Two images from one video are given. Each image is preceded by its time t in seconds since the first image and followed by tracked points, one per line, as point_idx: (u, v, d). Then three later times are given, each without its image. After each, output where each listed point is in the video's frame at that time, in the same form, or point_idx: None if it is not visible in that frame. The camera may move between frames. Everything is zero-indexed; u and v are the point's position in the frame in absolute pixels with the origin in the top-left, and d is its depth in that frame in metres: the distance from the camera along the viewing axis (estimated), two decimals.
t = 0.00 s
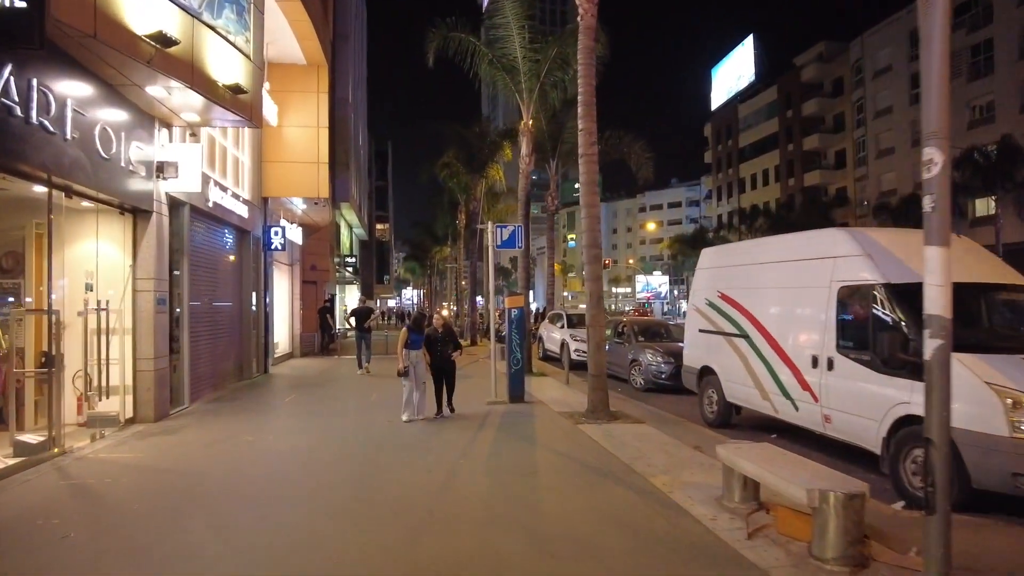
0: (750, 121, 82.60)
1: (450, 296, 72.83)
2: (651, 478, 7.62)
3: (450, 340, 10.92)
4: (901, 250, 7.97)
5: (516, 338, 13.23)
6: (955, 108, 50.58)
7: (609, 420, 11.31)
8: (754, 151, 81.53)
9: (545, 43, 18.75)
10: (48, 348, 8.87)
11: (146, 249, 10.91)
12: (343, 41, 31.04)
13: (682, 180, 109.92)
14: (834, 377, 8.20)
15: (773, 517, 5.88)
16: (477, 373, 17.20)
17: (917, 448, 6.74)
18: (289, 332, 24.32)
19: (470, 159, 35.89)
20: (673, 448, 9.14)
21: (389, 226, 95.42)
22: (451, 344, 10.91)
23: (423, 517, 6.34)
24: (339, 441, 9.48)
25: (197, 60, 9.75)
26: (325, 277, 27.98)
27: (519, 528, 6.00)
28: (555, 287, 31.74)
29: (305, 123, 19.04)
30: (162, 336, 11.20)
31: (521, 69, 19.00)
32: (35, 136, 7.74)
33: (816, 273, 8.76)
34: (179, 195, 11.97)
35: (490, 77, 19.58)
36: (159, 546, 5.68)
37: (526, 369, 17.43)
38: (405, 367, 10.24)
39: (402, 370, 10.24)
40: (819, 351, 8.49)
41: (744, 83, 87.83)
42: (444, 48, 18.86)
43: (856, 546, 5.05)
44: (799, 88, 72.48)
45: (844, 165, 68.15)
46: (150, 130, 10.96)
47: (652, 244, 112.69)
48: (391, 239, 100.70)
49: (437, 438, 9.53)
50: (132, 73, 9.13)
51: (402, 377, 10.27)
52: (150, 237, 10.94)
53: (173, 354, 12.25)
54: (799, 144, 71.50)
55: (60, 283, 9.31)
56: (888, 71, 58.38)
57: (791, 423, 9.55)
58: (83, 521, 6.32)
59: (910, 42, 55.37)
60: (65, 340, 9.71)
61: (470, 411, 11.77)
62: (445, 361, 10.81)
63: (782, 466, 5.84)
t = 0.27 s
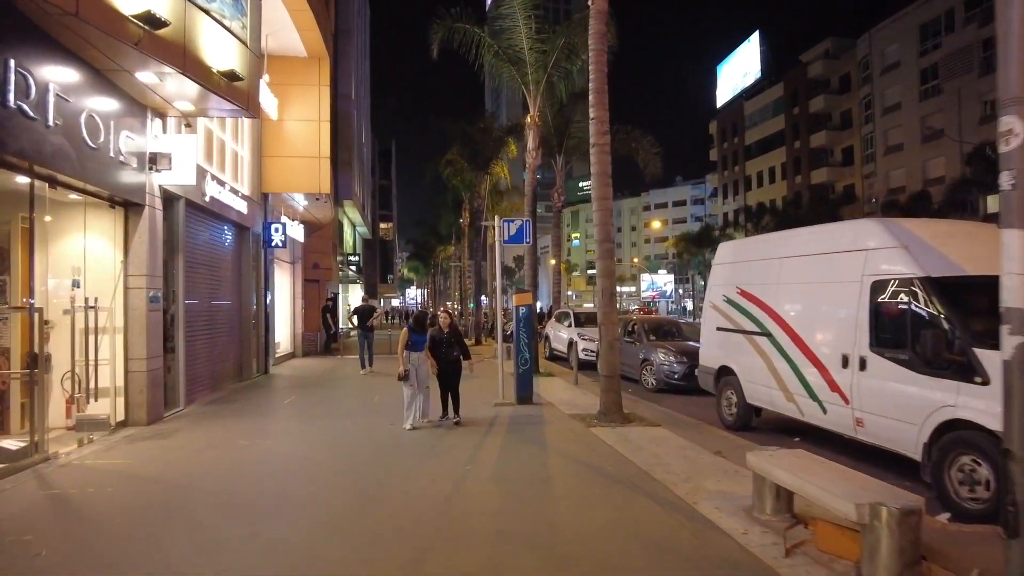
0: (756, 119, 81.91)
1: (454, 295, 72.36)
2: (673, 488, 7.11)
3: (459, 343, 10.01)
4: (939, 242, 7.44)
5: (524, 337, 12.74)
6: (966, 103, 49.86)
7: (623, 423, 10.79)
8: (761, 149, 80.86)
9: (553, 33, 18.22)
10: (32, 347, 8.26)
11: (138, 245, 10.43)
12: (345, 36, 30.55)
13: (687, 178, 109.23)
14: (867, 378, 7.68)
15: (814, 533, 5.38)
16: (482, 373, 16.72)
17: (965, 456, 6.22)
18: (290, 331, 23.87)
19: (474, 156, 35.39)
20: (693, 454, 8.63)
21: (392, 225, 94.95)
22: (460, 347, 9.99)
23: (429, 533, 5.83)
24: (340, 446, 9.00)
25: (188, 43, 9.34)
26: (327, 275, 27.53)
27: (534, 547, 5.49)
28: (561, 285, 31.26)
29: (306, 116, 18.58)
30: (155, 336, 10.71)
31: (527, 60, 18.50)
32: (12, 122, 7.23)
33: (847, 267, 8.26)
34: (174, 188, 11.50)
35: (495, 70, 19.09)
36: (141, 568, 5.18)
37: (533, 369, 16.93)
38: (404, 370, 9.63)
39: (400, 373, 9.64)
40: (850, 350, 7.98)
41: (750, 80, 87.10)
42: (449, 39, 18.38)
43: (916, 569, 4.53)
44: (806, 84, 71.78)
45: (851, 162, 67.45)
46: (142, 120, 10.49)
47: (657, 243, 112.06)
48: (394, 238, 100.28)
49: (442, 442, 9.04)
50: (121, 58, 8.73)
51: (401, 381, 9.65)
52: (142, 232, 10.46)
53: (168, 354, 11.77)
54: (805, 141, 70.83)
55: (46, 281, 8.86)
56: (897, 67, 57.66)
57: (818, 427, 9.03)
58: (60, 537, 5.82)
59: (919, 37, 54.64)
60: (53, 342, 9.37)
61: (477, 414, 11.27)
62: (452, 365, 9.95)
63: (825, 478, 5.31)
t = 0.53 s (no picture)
0: (760, 117, 81.38)
1: (456, 295, 71.88)
2: (701, 506, 6.64)
3: (468, 349, 9.32)
4: (983, 241, 6.96)
5: (533, 341, 12.40)
6: (974, 100, 49.30)
7: (638, 432, 10.32)
8: (764, 147, 80.32)
9: (560, 28, 17.72)
10: (13, 354, 7.71)
11: (130, 246, 9.94)
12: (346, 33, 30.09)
13: (690, 177, 108.74)
14: (903, 387, 7.22)
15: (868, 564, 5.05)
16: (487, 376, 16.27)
17: (1019, 474, 5.77)
18: (291, 333, 23.42)
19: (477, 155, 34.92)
20: (716, 467, 8.14)
21: (394, 224, 94.61)
22: (469, 354, 9.29)
23: (441, 560, 5.35)
24: (342, 459, 8.53)
25: (181, 34, 8.85)
26: (328, 276, 27.09)
27: None
28: (565, 286, 30.79)
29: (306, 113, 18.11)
30: (149, 341, 10.21)
31: (533, 55, 18.00)
32: None
33: (880, 269, 7.81)
34: (168, 185, 11.03)
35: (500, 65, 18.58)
36: None
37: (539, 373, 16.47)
38: (404, 376, 9.16)
39: (400, 380, 9.17)
40: (885, 357, 7.51)
41: (754, 78, 86.53)
42: (453, 35, 17.89)
43: None
44: (810, 82, 71.22)
45: (856, 161, 66.90)
46: (134, 117, 10.01)
47: (660, 242, 111.54)
48: (396, 238, 99.90)
49: (450, 455, 8.56)
50: (111, 49, 8.24)
51: (401, 389, 9.15)
52: (134, 233, 9.97)
53: (162, 360, 11.30)
54: (810, 140, 70.31)
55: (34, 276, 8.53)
56: (903, 64, 57.09)
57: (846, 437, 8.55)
58: (38, 563, 5.35)
59: (926, 33, 54.07)
60: (38, 348, 8.99)
61: (485, 422, 10.83)
62: (460, 374, 9.29)
63: (878, 504, 4.85)
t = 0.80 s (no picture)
0: (767, 118, 80.78)
1: (461, 296, 71.46)
2: (739, 520, 6.18)
3: (483, 351, 8.87)
4: None
5: (548, 342, 11.80)
6: (987, 100, 48.65)
7: (661, 438, 9.87)
8: (772, 148, 79.70)
9: (572, 20, 17.25)
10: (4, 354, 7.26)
11: (130, 241, 9.51)
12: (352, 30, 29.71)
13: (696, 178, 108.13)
14: (953, 392, 6.75)
15: None
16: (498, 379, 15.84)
17: None
18: (296, 333, 23.04)
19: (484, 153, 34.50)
20: (750, 476, 7.66)
21: (399, 225, 94.24)
22: (484, 356, 8.83)
23: None
24: (353, 466, 8.09)
25: (181, 16, 8.44)
26: (334, 275, 26.70)
27: None
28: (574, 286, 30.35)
29: (313, 108, 17.69)
30: (149, 341, 9.79)
31: (545, 48, 17.56)
32: None
33: (923, 264, 7.34)
34: (170, 179, 10.64)
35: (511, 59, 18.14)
36: None
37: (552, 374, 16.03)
38: (416, 381, 8.63)
39: (411, 384, 8.64)
40: (932, 359, 7.04)
41: (761, 78, 85.92)
42: (463, 28, 17.47)
43: None
44: (819, 82, 70.61)
45: (866, 161, 66.28)
46: (134, 105, 9.60)
47: (666, 243, 110.95)
48: (401, 238, 99.57)
49: (467, 463, 8.11)
50: (109, 31, 7.84)
51: (413, 394, 8.64)
52: (134, 227, 9.54)
53: (163, 359, 10.85)
54: (818, 140, 69.70)
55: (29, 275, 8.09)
56: (914, 63, 56.46)
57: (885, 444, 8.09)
58: None
59: (937, 32, 53.44)
60: (32, 349, 8.42)
61: (500, 426, 10.39)
62: (475, 377, 8.81)
63: (950, 523, 4.40)
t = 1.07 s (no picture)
0: (775, 118, 80.17)
1: (466, 297, 71.05)
2: (773, 541, 5.74)
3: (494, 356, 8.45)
4: None
5: (560, 347, 11.30)
6: (999, 100, 48.02)
7: (681, 448, 9.43)
8: (779, 149, 79.11)
9: (583, 14, 16.78)
10: None
11: (125, 240, 9.09)
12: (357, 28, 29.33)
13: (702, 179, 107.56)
14: (1004, 402, 6.30)
15: None
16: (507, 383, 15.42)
17: None
18: (300, 335, 22.66)
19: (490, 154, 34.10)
20: (779, 491, 7.20)
21: (404, 226, 93.88)
22: (494, 362, 8.39)
23: None
24: (357, 478, 7.68)
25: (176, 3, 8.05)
26: (338, 277, 26.32)
27: None
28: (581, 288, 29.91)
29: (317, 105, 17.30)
30: (145, 345, 9.38)
31: (555, 44, 17.14)
32: None
33: (965, 265, 6.90)
34: (168, 176, 10.25)
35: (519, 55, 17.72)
36: None
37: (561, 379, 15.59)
38: (427, 389, 8.12)
39: (422, 394, 8.11)
40: (979, 367, 6.58)
41: (768, 79, 85.32)
42: (471, 23, 17.03)
43: None
44: (827, 82, 70.02)
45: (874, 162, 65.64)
46: (130, 98, 9.21)
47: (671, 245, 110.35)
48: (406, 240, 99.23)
49: (478, 477, 7.66)
50: (101, 19, 7.45)
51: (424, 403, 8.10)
52: (129, 226, 9.12)
53: (160, 363, 10.45)
54: (826, 141, 69.10)
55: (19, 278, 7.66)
56: (924, 63, 55.85)
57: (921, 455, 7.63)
58: None
59: (948, 32, 52.83)
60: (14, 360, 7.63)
61: (510, 434, 9.97)
62: (484, 384, 8.38)
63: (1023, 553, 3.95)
